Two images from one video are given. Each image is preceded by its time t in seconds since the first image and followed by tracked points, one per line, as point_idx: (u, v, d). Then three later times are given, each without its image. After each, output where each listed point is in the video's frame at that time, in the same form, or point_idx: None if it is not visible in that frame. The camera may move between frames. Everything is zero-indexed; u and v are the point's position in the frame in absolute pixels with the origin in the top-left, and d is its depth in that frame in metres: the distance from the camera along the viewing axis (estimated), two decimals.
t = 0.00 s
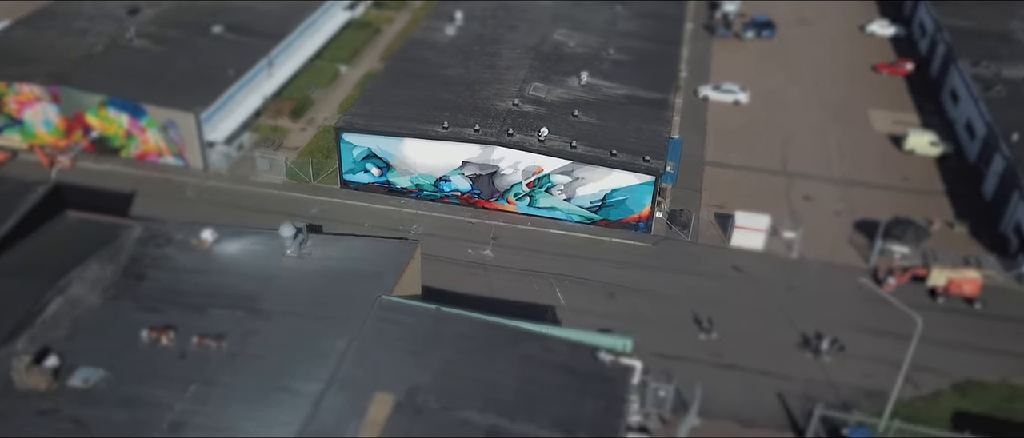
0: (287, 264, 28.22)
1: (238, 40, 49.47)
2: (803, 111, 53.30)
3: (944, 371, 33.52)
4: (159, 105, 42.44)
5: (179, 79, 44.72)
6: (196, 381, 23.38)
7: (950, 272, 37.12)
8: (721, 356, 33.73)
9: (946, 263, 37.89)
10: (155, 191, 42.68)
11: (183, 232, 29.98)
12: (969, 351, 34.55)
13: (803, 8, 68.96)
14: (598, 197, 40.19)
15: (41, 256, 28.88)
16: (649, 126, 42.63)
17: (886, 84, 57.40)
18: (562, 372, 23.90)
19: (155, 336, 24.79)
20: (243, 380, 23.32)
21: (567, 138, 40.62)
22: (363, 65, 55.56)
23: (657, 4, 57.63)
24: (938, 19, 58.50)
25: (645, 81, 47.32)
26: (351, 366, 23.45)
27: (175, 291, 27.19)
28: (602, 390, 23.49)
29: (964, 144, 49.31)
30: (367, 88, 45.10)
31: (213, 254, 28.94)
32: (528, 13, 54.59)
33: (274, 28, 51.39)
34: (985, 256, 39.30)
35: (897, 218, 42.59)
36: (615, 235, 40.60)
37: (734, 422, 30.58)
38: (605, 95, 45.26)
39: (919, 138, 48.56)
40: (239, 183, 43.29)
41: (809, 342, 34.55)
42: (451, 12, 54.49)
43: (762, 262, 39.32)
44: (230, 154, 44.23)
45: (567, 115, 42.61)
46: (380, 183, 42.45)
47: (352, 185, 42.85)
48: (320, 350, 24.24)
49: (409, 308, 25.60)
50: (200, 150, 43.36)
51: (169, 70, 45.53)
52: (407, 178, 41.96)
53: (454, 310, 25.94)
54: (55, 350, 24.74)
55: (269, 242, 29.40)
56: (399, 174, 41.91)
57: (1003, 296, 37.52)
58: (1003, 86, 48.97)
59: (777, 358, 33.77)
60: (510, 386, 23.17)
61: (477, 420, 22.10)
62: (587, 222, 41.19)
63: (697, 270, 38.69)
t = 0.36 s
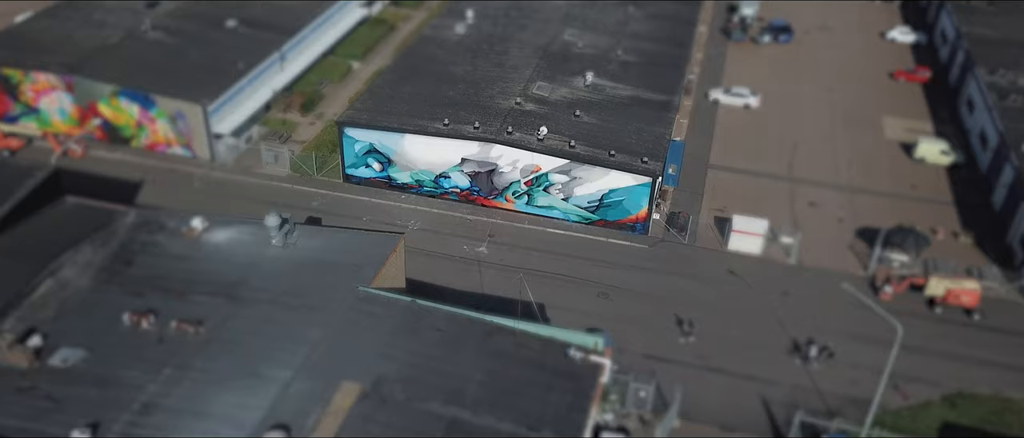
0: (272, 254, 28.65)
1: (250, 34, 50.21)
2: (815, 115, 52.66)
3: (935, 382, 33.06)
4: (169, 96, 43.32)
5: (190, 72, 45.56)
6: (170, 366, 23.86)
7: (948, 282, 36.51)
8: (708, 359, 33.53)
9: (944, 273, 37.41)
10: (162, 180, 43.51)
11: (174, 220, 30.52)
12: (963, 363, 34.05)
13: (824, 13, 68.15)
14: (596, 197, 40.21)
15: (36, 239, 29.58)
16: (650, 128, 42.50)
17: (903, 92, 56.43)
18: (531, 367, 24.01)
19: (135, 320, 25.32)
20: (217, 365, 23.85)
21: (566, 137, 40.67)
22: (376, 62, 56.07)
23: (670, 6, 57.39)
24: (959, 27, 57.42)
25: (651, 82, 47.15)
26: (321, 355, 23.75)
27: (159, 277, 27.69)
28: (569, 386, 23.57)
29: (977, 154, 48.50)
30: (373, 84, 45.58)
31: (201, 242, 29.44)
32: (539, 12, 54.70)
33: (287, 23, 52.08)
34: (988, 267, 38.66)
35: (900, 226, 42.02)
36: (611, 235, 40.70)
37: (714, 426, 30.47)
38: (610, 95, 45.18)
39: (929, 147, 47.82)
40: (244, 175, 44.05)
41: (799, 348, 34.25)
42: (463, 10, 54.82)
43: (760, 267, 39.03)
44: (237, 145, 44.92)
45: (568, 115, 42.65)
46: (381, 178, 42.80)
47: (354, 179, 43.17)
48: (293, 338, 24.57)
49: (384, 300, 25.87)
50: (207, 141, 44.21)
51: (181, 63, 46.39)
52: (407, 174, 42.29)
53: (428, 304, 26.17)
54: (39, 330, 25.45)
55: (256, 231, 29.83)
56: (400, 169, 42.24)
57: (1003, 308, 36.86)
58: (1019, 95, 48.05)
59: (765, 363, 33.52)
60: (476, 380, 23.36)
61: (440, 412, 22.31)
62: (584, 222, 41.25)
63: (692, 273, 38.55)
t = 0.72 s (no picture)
0: (259, 241, 29.18)
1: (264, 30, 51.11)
2: (825, 121, 52.22)
3: (923, 392, 32.77)
4: (178, 89, 45.08)
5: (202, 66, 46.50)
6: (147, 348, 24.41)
7: (943, 293, 36.41)
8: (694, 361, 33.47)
9: (938, 283, 37.30)
10: (168, 168, 44.04)
11: (167, 208, 31.14)
12: (954, 374, 33.70)
13: (843, 18, 67.44)
14: (596, 197, 32.72)
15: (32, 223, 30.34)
16: (651, 129, 42.49)
17: (919, 100, 55.69)
18: (500, 361, 24.25)
19: (118, 304, 25.94)
20: (192, 349, 24.24)
21: (564, 137, 40.47)
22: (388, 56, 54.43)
23: (683, 10, 57.21)
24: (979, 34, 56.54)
25: (657, 84, 47.13)
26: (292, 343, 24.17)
27: (146, 262, 28.26)
28: (536, 381, 23.81)
29: (988, 164, 47.91)
30: (379, 81, 46.16)
31: (190, 229, 29.96)
32: (550, 13, 54.86)
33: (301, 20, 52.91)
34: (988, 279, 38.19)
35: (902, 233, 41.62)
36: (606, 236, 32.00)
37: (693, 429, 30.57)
38: (614, 96, 45.26)
39: (938, 156, 47.54)
40: (247, 166, 42.80)
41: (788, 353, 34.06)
42: (475, 10, 55.21)
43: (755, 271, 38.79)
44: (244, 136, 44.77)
45: (570, 115, 42.79)
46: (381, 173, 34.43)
47: (356, 175, 34.71)
48: (268, 325, 25.03)
49: (361, 289, 26.24)
50: (215, 133, 45.02)
51: (194, 56, 47.39)
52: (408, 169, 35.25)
53: (405, 295, 26.17)
54: (28, 311, 26.21)
55: (245, 219, 30.31)
56: (400, 165, 35.07)
57: (1001, 319, 36.32)
58: None
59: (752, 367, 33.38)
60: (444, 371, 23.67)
61: (405, 402, 22.67)
62: (582, 223, 33.16)
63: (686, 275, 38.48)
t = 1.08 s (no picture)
0: (247, 230, 29.72)
1: (276, 25, 51.77)
2: (835, 127, 51.58)
3: (912, 403, 32.31)
4: (189, 81, 44.94)
5: (213, 58, 47.25)
6: (127, 331, 25.04)
7: (940, 302, 35.50)
8: (680, 363, 33.35)
9: (937, 293, 36.45)
10: (178, 160, 45.23)
11: (161, 195, 31.79)
12: (945, 385, 33.14)
13: (864, 24, 66.55)
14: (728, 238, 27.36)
15: (31, 206, 31.17)
16: (651, 131, 42.41)
17: (935, 108, 54.65)
18: (468, 354, 24.39)
19: (102, 286, 26.58)
20: (170, 332, 24.95)
21: (563, 136, 40.89)
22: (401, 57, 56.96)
23: (698, 12, 56.86)
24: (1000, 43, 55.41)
25: (663, 86, 46.98)
26: (266, 331, 24.66)
27: (136, 247, 28.90)
28: (501, 375, 23.88)
29: (1000, 174, 46.93)
30: (386, 77, 46.49)
31: (182, 217, 30.63)
32: (562, 13, 54.90)
33: (314, 15, 53.49)
34: (989, 290, 37.47)
35: (904, 242, 41.02)
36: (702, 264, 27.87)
37: (674, 430, 30.28)
38: (618, 97, 45.21)
39: (948, 165, 46.59)
40: (255, 159, 45.42)
41: (775, 358, 33.78)
42: (487, 8, 55.37)
43: (749, 275, 38.55)
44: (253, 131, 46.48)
45: (571, 114, 42.83)
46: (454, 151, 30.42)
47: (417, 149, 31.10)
48: (247, 312, 25.57)
49: (339, 280, 26.80)
50: (223, 126, 45.77)
51: (206, 48, 48.15)
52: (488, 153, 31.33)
53: (382, 287, 26.88)
54: (16, 291, 26.87)
55: (235, 209, 30.90)
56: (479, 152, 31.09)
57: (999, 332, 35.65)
58: None
59: (738, 371, 33.17)
60: (411, 362, 23.87)
61: (370, 391, 22.89)
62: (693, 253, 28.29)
63: (680, 277, 38.36)
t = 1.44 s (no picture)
0: (236, 219, 30.31)
1: (290, 20, 52.53)
2: (846, 133, 51.05)
3: (898, 412, 31.94)
4: (199, 73, 45.81)
5: (225, 51, 48.09)
6: (110, 313, 25.69)
7: (934, 312, 35.08)
8: (665, 365, 33.31)
9: (933, 303, 36.00)
10: (187, 151, 46.12)
11: (158, 183, 32.46)
12: (935, 396, 32.71)
13: (885, 31, 65.67)
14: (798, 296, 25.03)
15: (32, 190, 32.03)
16: (653, 132, 42.35)
17: (950, 116, 53.80)
18: (438, 346, 24.62)
19: (90, 269, 27.29)
20: (150, 315, 25.57)
21: (562, 136, 41.05)
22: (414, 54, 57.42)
23: (712, 15, 56.55)
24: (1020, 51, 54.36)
25: (668, 88, 46.87)
26: (242, 318, 25.17)
27: (127, 232, 29.59)
28: (469, 368, 24.04)
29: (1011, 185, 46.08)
30: (392, 73, 46.94)
31: (175, 204, 31.26)
32: (574, 13, 54.98)
33: (328, 11, 54.15)
34: (988, 301, 36.85)
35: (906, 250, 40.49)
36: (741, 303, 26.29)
37: (653, 431, 30.30)
38: (622, 98, 45.20)
39: (958, 173, 45.82)
40: (262, 151, 46.16)
41: (762, 363, 33.59)
42: (500, 8, 55.60)
43: (744, 279, 38.32)
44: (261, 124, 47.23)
45: (572, 114, 42.95)
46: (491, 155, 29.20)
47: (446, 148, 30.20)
48: (226, 299, 26.08)
49: (319, 270, 27.26)
50: (232, 119, 46.56)
51: (219, 42, 49.03)
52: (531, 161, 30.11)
53: (361, 278, 27.29)
54: (9, 271, 27.69)
55: (228, 199, 31.48)
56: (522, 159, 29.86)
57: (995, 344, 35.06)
58: None
59: (723, 374, 33.05)
60: (381, 353, 24.19)
61: (337, 379, 23.26)
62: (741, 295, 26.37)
63: (673, 279, 38.25)
